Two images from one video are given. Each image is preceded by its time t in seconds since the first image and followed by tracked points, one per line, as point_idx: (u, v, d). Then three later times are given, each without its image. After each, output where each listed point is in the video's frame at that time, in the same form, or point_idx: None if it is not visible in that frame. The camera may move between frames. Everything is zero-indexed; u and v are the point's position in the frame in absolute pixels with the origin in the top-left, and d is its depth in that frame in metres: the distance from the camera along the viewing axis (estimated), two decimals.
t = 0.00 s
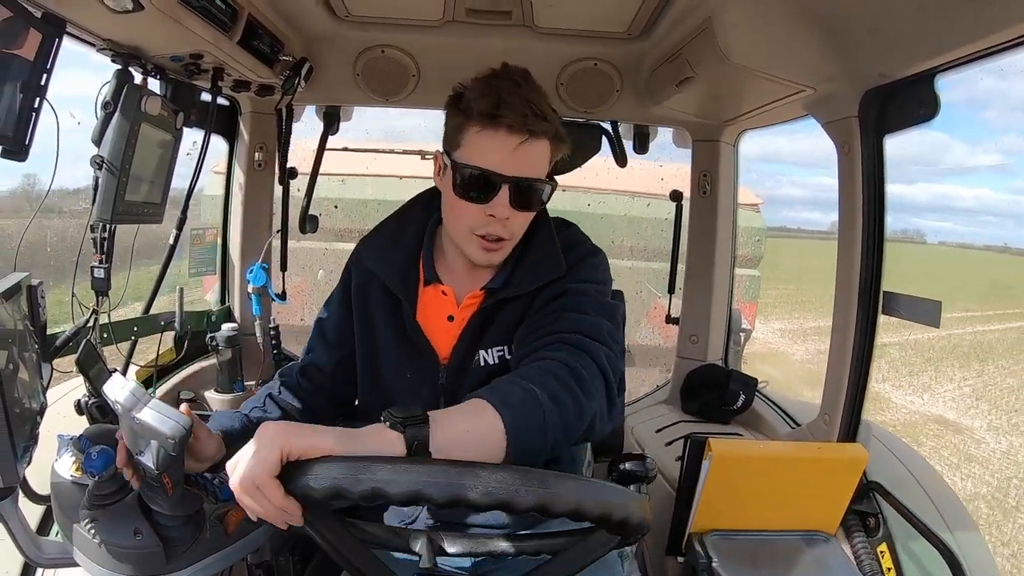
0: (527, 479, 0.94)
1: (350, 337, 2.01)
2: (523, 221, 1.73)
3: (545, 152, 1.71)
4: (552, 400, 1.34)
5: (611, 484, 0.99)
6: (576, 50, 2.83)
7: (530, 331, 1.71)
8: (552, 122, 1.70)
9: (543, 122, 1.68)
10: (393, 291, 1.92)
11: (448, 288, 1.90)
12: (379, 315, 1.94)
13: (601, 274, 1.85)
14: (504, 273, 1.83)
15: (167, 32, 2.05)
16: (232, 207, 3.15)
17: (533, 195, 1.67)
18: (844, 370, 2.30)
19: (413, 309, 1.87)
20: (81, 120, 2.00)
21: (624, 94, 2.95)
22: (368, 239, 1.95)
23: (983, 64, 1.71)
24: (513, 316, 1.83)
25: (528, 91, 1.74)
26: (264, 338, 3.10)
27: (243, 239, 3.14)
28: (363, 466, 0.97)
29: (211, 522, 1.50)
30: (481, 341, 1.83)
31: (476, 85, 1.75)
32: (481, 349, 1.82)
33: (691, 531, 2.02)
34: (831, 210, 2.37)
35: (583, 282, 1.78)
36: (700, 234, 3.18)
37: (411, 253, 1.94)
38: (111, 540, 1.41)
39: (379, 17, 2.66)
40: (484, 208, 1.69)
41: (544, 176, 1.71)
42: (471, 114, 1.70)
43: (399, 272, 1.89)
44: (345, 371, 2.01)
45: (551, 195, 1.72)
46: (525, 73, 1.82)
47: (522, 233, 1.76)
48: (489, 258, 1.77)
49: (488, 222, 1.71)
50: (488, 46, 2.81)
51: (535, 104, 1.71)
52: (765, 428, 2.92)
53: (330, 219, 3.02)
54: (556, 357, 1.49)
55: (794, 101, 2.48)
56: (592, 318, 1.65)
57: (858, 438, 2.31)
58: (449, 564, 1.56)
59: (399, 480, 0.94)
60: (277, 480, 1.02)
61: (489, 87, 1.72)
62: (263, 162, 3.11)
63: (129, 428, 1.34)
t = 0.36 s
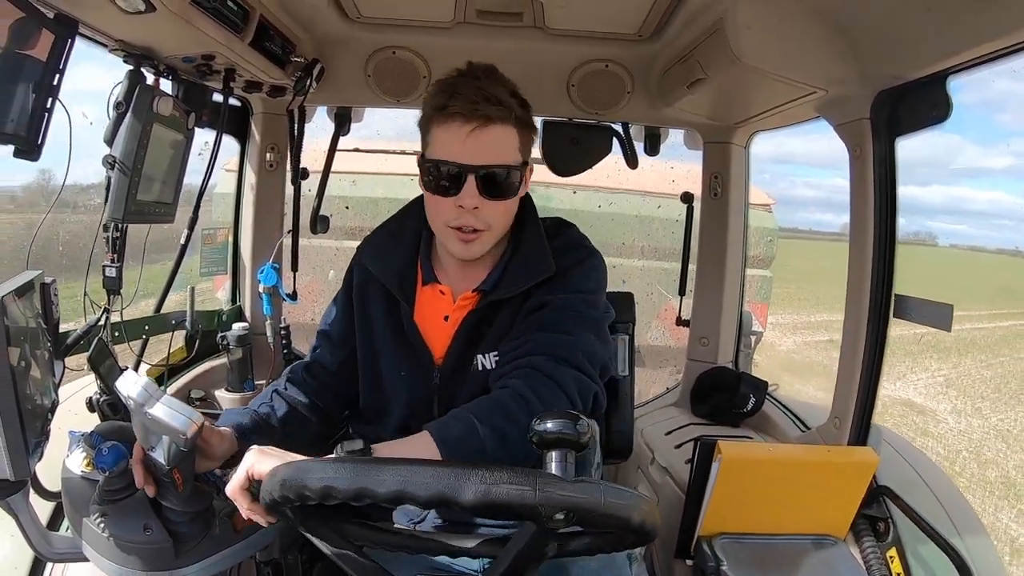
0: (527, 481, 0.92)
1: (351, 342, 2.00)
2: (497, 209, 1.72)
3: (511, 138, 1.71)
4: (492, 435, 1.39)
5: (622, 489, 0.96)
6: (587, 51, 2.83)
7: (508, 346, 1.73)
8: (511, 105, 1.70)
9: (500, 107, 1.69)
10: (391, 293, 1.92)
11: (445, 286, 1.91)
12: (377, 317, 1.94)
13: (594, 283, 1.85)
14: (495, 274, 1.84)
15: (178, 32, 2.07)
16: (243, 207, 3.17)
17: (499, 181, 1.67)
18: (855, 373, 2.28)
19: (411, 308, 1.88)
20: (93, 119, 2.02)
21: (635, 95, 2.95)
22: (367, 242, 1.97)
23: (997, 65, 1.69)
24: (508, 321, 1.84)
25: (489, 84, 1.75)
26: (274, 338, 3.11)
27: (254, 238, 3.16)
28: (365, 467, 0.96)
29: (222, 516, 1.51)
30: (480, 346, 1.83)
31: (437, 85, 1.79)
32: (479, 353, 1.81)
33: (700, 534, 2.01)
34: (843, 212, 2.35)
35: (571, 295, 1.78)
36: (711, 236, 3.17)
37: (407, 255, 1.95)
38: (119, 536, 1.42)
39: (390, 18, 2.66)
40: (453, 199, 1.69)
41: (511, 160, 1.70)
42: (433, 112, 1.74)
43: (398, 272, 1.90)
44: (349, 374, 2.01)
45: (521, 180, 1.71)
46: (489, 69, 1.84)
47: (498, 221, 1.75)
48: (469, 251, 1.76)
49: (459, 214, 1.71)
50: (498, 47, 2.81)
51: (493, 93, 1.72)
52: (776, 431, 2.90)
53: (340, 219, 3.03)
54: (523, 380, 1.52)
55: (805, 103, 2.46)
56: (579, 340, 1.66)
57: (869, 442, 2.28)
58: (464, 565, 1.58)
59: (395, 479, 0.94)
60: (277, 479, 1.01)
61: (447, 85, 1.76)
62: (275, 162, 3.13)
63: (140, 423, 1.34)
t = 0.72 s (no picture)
0: (557, 477, 0.93)
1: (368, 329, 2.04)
2: (469, 187, 1.75)
3: (473, 116, 1.75)
4: (534, 394, 1.35)
5: (638, 484, 0.97)
6: (601, 45, 2.81)
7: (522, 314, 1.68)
8: (468, 86, 1.74)
9: (457, 90, 1.74)
10: (401, 279, 1.96)
11: (451, 271, 1.93)
12: (388, 305, 1.96)
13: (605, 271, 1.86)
14: (496, 256, 1.85)
15: (194, 29, 2.09)
16: (259, 202, 3.19)
17: (463, 156, 1.71)
18: (871, 371, 2.26)
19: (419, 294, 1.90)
20: (110, 115, 2.05)
21: (650, 90, 2.93)
22: (378, 233, 1.99)
23: (1016, 59, 1.66)
24: (510, 300, 1.84)
25: (451, 72, 1.81)
26: (290, 332, 3.13)
27: (269, 233, 3.18)
28: (398, 459, 0.96)
29: (235, 509, 1.55)
30: (482, 329, 1.84)
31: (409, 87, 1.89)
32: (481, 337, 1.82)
33: (713, 531, 2.00)
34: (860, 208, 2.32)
35: (571, 268, 1.75)
36: (726, 231, 3.15)
37: (418, 245, 1.99)
38: (136, 528, 1.43)
39: (404, 13, 2.66)
40: (426, 183, 1.75)
41: (475, 140, 1.73)
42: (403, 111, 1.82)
43: (407, 258, 1.94)
44: (363, 363, 2.04)
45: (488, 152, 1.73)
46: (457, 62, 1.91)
47: (474, 200, 1.77)
48: (451, 231, 1.79)
49: (434, 196, 1.76)
50: (512, 42, 2.80)
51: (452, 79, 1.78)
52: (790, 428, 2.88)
53: (355, 214, 3.06)
54: (542, 343, 1.49)
55: (822, 97, 2.43)
56: (583, 304, 1.62)
57: (883, 440, 2.26)
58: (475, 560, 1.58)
59: (423, 472, 0.94)
60: (304, 474, 1.01)
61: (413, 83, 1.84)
62: (290, 157, 3.15)
63: (159, 416, 1.36)
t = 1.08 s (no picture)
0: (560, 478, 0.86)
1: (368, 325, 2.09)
2: (421, 192, 1.81)
3: (414, 125, 1.80)
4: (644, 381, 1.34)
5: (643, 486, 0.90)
6: (611, 48, 2.81)
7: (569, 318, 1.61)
8: (400, 99, 1.79)
9: (389, 105, 1.80)
10: (387, 275, 2.01)
11: (433, 267, 1.97)
12: (377, 301, 2.01)
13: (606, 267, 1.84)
14: (473, 251, 1.88)
15: (207, 29, 2.11)
16: (269, 202, 3.21)
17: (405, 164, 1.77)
18: (880, 379, 2.24)
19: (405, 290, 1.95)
20: (122, 114, 2.07)
21: (661, 94, 2.92)
22: (366, 235, 2.05)
23: None
24: (495, 294, 1.85)
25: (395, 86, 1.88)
26: (299, 331, 3.15)
27: (279, 233, 3.20)
28: (374, 461, 0.97)
29: (241, 506, 1.55)
30: (467, 322, 1.85)
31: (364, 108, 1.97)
32: (468, 330, 1.83)
33: (719, 536, 1.99)
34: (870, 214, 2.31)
35: (584, 268, 1.74)
36: (736, 236, 3.13)
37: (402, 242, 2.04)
38: (140, 524, 1.43)
39: (415, 15, 2.67)
40: (382, 196, 1.83)
41: (415, 148, 1.79)
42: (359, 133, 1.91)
43: (391, 254, 2.00)
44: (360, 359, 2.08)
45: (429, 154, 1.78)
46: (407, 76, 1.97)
47: (430, 203, 1.83)
48: (413, 237, 1.85)
49: (390, 206, 1.83)
50: (523, 44, 2.80)
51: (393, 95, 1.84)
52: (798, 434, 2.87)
53: (365, 214, 3.07)
54: (617, 345, 1.43)
55: (834, 102, 2.42)
56: (613, 300, 1.60)
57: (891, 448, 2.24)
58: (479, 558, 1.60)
59: (402, 473, 0.94)
60: (302, 475, 1.02)
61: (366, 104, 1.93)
62: (301, 157, 3.17)
63: (164, 412, 1.38)
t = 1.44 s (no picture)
0: (551, 483, 0.93)
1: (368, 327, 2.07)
2: (445, 182, 1.82)
3: (442, 119, 1.83)
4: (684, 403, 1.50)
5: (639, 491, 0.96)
6: (610, 50, 2.81)
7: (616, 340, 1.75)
8: (431, 92, 1.83)
9: (421, 98, 1.83)
10: (392, 273, 1.99)
11: (441, 267, 1.96)
12: (382, 301, 1.99)
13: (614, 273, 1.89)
14: (490, 248, 1.89)
15: (205, 30, 2.11)
16: (266, 202, 3.20)
17: (436, 153, 1.78)
18: (877, 380, 2.24)
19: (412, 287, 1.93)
20: (119, 114, 2.07)
21: (658, 95, 2.93)
22: (370, 236, 2.03)
23: None
24: (521, 295, 1.87)
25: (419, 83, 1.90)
26: (295, 332, 3.14)
27: (276, 234, 3.19)
28: (392, 464, 0.98)
29: (238, 509, 1.54)
30: (485, 320, 1.85)
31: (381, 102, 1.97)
32: (486, 328, 1.84)
33: (716, 538, 1.99)
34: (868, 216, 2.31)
35: (613, 281, 1.85)
36: (733, 237, 3.14)
37: (407, 242, 2.02)
38: (137, 526, 1.43)
39: (413, 16, 2.67)
40: (404, 184, 1.81)
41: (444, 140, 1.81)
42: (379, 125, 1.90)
43: (398, 252, 1.97)
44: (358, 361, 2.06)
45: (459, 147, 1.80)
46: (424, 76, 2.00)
47: (453, 195, 1.84)
48: (433, 227, 1.84)
49: (412, 194, 1.82)
50: (522, 46, 2.80)
51: (420, 90, 1.87)
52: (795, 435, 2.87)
53: (362, 215, 3.07)
54: (661, 368, 1.59)
55: (832, 104, 2.42)
56: (647, 318, 1.77)
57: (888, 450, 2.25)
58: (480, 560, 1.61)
59: (419, 478, 0.95)
60: (300, 474, 1.02)
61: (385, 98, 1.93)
62: (298, 158, 3.16)
63: (168, 409, 1.39)
